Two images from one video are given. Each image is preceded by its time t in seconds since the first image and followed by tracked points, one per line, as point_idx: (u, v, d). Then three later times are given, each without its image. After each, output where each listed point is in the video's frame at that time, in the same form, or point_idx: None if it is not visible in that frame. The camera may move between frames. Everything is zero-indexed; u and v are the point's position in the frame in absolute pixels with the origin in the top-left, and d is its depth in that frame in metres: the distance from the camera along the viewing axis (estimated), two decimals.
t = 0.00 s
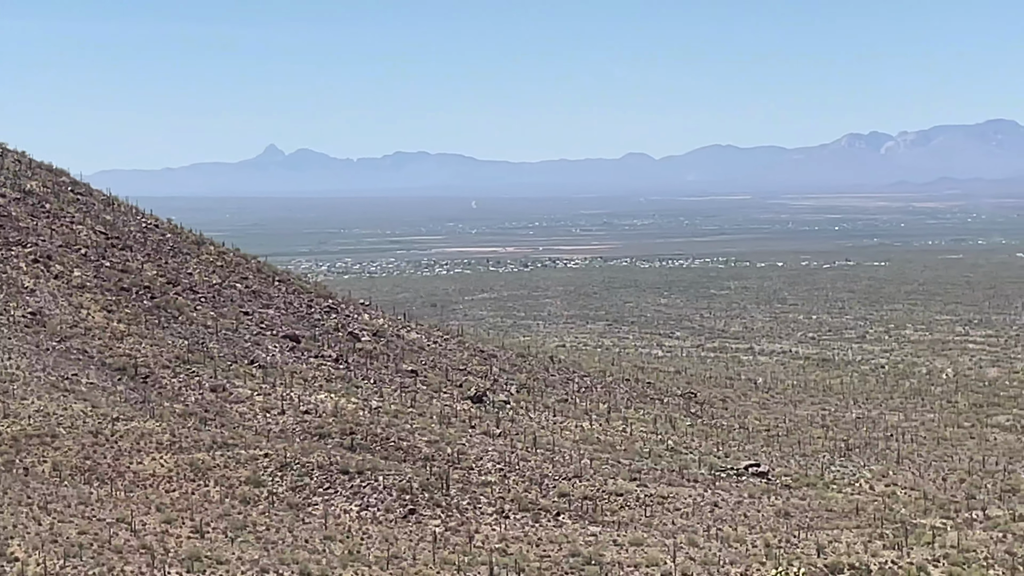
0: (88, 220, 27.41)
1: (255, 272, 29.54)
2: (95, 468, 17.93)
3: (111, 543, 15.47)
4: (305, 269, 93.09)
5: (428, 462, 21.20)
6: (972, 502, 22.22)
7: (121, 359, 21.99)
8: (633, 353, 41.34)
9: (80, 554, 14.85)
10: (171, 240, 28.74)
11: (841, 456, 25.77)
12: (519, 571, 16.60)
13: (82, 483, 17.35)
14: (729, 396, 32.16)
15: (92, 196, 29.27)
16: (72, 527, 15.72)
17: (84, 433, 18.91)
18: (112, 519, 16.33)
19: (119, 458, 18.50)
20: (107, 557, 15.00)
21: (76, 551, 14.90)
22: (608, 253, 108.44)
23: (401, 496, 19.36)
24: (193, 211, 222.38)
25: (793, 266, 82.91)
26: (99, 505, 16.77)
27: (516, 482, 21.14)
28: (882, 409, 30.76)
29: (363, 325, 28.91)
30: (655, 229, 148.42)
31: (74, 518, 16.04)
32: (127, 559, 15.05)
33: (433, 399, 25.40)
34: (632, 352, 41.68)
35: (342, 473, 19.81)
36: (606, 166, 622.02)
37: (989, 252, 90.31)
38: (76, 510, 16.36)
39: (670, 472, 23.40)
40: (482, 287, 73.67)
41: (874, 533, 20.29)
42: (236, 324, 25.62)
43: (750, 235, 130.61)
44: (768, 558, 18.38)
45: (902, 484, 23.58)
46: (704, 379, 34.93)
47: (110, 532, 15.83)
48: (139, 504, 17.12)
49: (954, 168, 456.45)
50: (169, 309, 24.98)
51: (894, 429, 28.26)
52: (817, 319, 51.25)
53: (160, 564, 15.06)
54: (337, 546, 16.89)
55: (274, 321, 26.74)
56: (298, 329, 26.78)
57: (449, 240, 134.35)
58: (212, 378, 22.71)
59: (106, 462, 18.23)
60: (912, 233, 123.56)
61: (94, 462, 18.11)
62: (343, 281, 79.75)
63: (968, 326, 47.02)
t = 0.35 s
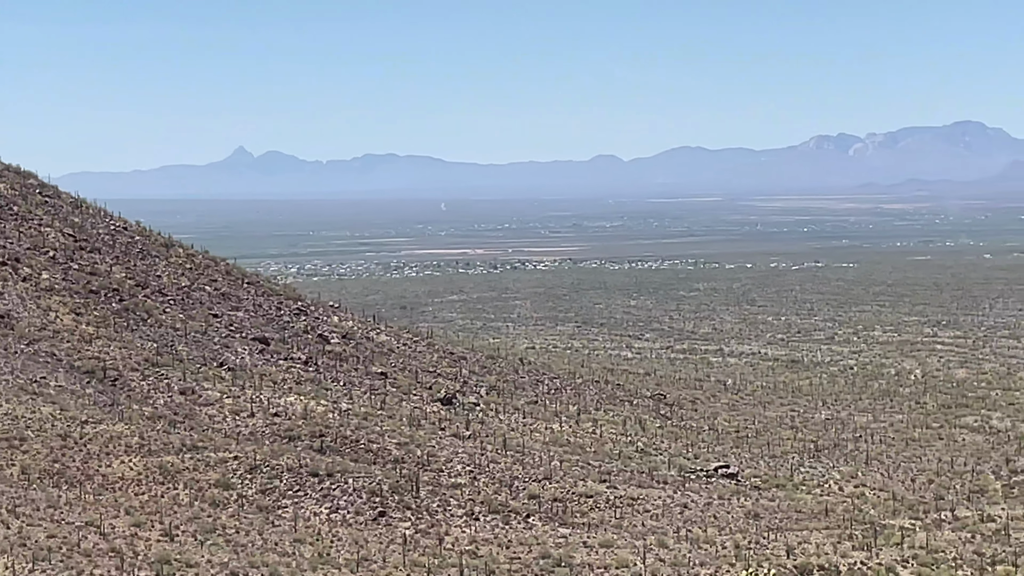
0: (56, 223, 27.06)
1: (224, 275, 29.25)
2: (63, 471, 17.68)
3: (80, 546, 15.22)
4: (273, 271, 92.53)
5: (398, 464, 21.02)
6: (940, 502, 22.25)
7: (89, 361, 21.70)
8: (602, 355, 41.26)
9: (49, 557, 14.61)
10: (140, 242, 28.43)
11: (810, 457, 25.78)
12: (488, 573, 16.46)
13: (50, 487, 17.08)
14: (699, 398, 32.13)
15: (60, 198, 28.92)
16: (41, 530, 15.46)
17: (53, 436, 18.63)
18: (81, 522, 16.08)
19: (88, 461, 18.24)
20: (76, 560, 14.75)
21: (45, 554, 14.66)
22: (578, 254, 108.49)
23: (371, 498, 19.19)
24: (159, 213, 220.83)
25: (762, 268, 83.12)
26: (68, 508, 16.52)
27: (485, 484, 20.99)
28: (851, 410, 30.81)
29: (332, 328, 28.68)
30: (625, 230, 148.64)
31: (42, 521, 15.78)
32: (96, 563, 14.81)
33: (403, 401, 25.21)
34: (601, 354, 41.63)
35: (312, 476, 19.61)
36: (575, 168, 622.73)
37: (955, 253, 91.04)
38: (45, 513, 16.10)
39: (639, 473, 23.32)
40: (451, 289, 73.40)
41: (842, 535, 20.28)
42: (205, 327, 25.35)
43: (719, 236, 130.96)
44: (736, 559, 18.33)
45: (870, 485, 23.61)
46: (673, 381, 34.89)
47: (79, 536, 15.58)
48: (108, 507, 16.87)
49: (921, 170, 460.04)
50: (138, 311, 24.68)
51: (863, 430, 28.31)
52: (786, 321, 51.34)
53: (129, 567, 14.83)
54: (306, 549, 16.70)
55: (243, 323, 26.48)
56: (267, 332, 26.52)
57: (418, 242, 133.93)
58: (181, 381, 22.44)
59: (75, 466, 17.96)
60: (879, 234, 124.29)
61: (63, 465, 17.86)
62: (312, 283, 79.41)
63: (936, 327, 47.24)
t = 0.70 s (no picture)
0: (17, 225, 26.59)
1: (187, 278, 28.87)
2: (25, 476, 17.33)
3: (42, 550, 14.91)
4: (236, 274, 91.95)
5: (362, 467, 20.80)
6: (902, 503, 22.28)
7: (50, 365, 21.31)
8: (566, 357, 41.16)
9: (10, 562, 14.30)
10: (102, 245, 28.00)
11: (774, 459, 25.77)
12: None
13: (12, 492, 16.73)
14: (663, 400, 32.10)
15: (21, 201, 28.43)
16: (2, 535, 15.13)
17: (14, 441, 18.27)
18: (43, 527, 15.75)
19: (50, 466, 17.89)
20: (37, 565, 14.45)
21: (6, 558, 14.35)
22: (542, 257, 108.58)
23: (334, 502, 18.96)
24: (119, 216, 219.11)
25: (725, 270, 83.41)
26: (29, 513, 16.18)
27: (449, 487, 20.81)
28: (814, 412, 30.87)
29: (295, 331, 28.38)
30: (588, 233, 148.78)
31: (3, 526, 15.45)
32: (58, 567, 14.51)
33: (366, 404, 24.97)
34: (566, 357, 41.55)
35: (275, 479, 19.35)
36: (538, 171, 623.29)
37: (917, 255, 91.82)
38: (6, 518, 15.76)
39: (603, 476, 23.21)
40: (415, 292, 73.23)
41: (806, 536, 20.26)
42: (167, 330, 24.98)
43: (683, 239, 131.31)
44: (700, 561, 18.25)
45: (833, 487, 23.62)
46: (637, 383, 34.84)
47: (40, 540, 15.26)
48: (70, 512, 16.54)
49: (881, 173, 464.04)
50: (100, 315, 24.29)
51: (826, 432, 28.35)
52: (749, 323, 51.49)
53: (91, 572, 14.53)
54: (270, 553, 16.47)
55: (206, 327, 26.14)
56: (230, 335, 26.18)
57: (381, 245, 133.53)
58: (143, 384, 22.08)
59: (37, 470, 17.62)
60: (840, 237, 125.04)
61: (24, 470, 17.50)
62: (276, 286, 78.93)
63: (898, 328, 47.50)
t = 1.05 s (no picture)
0: None
1: (143, 279, 28.43)
2: None
3: None
4: (191, 275, 91.20)
5: (318, 469, 20.54)
6: (857, 503, 22.32)
7: (3, 367, 20.87)
8: (522, 358, 41.04)
9: None
10: (57, 246, 27.52)
11: (729, 459, 25.76)
12: None
13: None
14: (619, 401, 32.03)
15: None
16: None
17: None
18: None
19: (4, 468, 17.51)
20: None
21: None
22: (499, 257, 108.54)
23: (290, 503, 18.69)
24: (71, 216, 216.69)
25: (681, 271, 83.65)
26: None
27: (405, 488, 20.59)
28: (770, 412, 30.92)
29: (251, 332, 28.02)
30: (544, 234, 148.84)
31: None
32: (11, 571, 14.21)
33: (322, 405, 24.69)
34: (522, 358, 41.44)
35: (231, 481, 19.06)
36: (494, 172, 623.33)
37: (871, 255, 92.49)
38: None
39: (559, 476, 23.08)
40: (371, 293, 72.91)
41: (762, 536, 20.23)
42: (122, 332, 24.57)
43: (639, 240, 131.58)
44: (657, 561, 18.15)
45: (789, 487, 23.64)
46: (593, 384, 34.78)
47: None
48: (24, 514, 16.21)
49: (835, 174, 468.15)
50: (54, 317, 23.84)
51: (781, 432, 28.41)
52: (705, 323, 51.63)
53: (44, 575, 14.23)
54: (226, 554, 16.23)
55: (161, 328, 25.72)
56: (186, 337, 25.80)
57: (337, 245, 132.97)
58: (98, 386, 21.68)
59: None
60: (794, 237, 125.91)
61: None
62: (231, 287, 78.25)
63: (853, 329, 47.79)
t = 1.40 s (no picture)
0: None
1: (90, 277, 27.92)
2: None
3: None
4: (138, 274, 90.09)
5: (267, 467, 20.25)
6: (806, 500, 22.39)
7: None
8: (471, 356, 40.87)
9: None
10: (2, 242, 26.92)
11: (678, 456, 25.76)
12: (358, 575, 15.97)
13: None
14: (568, 398, 31.95)
15: None
16: None
17: None
18: None
19: None
20: None
21: None
22: (449, 255, 108.33)
23: (239, 501, 18.42)
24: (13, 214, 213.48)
25: (630, 268, 83.84)
26: None
27: (354, 486, 20.36)
28: (718, 409, 30.99)
29: (200, 330, 27.60)
30: (493, 232, 148.73)
31: None
32: None
33: (271, 403, 24.36)
34: (471, 355, 41.25)
35: (180, 479, 18.74)
36: (444, 169, 622.25)
37: (820, 253, 93.17)
38: None
39: (508, 474, 22.94)
40: (320, 290, 72.40)
41: (710, 533, 20.23)
42: (69, 330, 24.08)
43: (589, 237, 131.73)
44: (606, 559, 18.08)
45: (737, 484, 23.68)
46: (542, 381, 34.69)
47: None
48: None
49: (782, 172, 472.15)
50: None
51: (730, 429, 28.48)
52: (654, 321, 51.76)
53: None
54: (175, 553, 15.99)
55: (109, 326, 25.23)
56: (134, 334, 25.34)
57: (285, 243, 131.96)
58: (46, 384, 21.20)
59: None
60: (742, 235, 126.67)
61: None
62: (177, 285, 77.25)
63: (800, 326, 48.08)
